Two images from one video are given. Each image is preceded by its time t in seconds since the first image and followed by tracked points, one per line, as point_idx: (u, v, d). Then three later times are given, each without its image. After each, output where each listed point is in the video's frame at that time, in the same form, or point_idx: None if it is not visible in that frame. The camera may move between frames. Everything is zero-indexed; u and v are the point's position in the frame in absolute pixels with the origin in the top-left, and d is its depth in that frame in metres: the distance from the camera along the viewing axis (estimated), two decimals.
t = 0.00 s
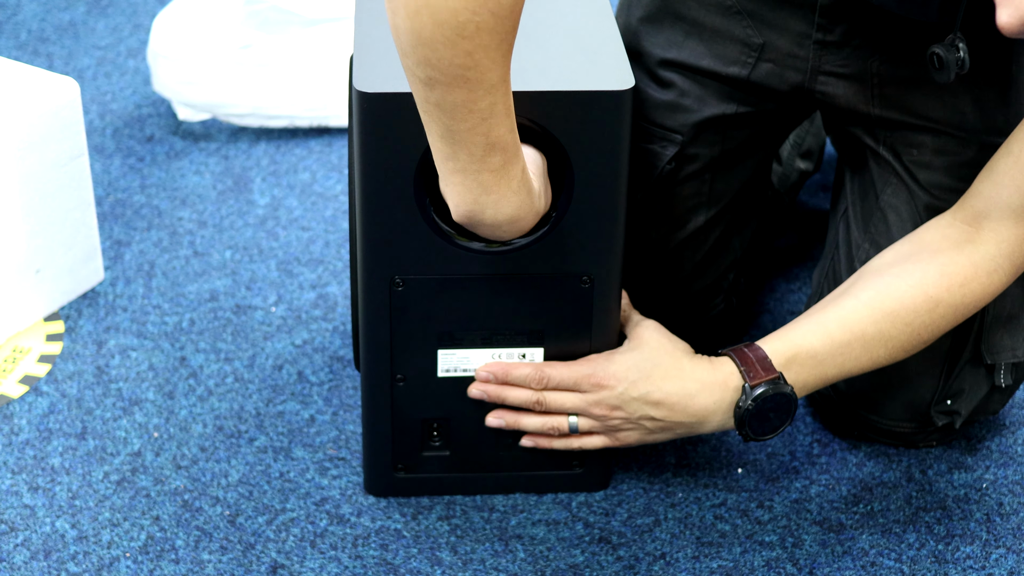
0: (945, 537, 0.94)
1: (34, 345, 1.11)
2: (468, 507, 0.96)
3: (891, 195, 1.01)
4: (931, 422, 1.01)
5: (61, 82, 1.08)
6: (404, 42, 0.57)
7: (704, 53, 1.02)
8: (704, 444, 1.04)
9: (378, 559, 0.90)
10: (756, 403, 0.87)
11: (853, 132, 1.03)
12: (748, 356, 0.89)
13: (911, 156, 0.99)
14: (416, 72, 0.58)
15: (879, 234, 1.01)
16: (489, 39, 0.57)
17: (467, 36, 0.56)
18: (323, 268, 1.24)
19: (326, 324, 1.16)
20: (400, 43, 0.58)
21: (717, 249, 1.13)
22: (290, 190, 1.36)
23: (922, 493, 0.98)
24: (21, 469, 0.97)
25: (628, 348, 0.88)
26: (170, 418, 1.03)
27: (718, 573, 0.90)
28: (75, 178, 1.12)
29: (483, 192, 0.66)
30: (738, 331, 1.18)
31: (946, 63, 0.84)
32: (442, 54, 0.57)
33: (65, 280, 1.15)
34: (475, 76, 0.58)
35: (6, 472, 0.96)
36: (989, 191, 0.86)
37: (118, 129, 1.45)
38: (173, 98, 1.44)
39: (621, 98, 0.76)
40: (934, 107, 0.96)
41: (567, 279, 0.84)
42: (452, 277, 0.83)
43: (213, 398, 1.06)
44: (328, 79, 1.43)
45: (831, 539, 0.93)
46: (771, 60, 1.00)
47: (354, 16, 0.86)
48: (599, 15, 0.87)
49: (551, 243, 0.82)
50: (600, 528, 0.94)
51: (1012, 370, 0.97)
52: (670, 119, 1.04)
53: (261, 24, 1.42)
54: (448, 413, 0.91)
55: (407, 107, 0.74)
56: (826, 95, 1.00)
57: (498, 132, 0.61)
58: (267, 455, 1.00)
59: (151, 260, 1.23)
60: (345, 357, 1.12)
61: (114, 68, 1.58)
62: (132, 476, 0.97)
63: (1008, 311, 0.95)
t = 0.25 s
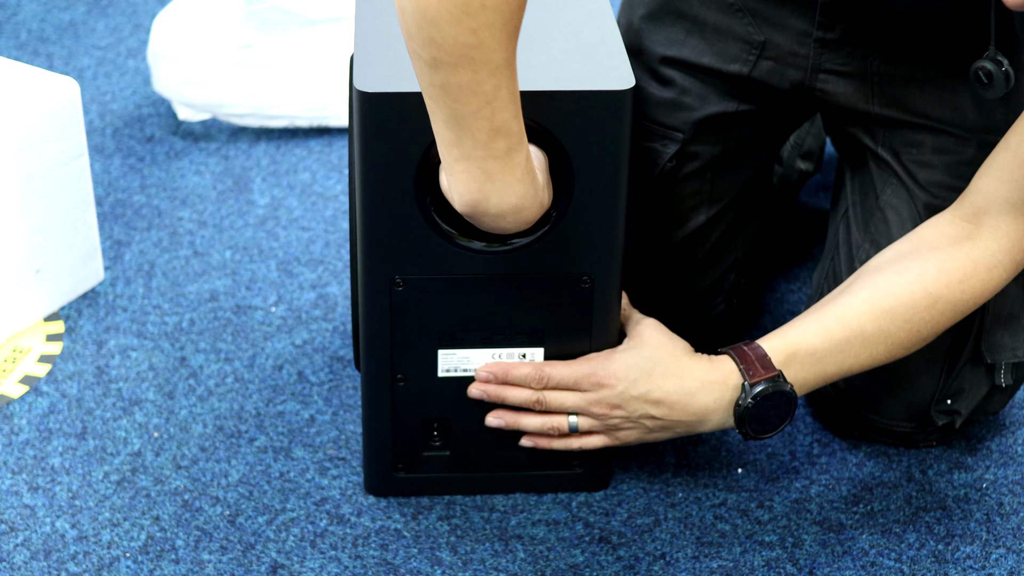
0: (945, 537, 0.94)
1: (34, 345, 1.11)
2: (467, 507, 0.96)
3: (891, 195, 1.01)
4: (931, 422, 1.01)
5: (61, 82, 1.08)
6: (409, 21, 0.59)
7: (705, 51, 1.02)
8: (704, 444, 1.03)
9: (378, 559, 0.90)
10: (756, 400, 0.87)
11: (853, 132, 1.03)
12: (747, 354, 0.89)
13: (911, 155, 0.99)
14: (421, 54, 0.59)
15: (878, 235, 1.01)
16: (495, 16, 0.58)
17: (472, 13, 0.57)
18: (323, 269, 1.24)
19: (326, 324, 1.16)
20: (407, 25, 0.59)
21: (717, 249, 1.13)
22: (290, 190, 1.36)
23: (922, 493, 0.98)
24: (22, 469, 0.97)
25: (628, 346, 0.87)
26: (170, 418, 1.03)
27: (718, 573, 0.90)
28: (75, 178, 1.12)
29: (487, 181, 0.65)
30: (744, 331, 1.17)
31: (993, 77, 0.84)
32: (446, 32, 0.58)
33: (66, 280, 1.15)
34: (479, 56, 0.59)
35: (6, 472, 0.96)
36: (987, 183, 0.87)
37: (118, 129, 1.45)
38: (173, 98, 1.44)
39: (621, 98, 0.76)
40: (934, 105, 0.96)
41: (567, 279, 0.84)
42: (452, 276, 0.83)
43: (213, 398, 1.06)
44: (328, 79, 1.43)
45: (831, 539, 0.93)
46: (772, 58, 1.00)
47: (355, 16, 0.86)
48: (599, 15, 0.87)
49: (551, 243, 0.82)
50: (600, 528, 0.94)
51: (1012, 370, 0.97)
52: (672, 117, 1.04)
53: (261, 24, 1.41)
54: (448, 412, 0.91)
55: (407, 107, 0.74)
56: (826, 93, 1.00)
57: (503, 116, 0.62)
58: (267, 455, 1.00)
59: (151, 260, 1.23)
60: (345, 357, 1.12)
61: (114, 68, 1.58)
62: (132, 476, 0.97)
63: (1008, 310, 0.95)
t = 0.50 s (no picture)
0: (945, 536, 0.94)
1: (34, 345, 1.11)
2: (467, 507, 0.96)
3: (891, 193, 1.00)
4: (929, 419, 1.01)
5: (61, 82, 1.08)
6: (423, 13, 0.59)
7: (712, 47, 1.05)
8: (704, 444, 1.03)
9: (378, 559, 0.90)
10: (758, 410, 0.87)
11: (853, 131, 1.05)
12: (747, 363, 0.89)
13: (912, 152, 0.99)
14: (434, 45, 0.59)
15: (876, 231, 1.00)
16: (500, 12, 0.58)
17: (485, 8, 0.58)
18: (323, 269, 1.24)
19: (326, 324, 1.16)
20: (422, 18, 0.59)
21: (721, 250, 1.12)
22: (290, 190, 1.36)
23: (922, 493, 0.98)
24: (22, 469, 0.97)
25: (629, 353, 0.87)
26: (170, 418, 1.03)
27: (718, 573, 0.90)
28: (75, 178, 1.12)
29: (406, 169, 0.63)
30: (736, 338, 1.16)
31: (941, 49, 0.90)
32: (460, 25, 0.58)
33: (66, 280, 1.15)
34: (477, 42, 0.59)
35: (6, 472, 0.96)
36: (981, 180, 0.86)
37: (118, 129, 1.45)
38: (173, 98, 1.44)
39: (622, 99, 0.76)
40: (935, 102, 0.98)
41: (567, 279, 0.84)
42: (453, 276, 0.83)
43: (213, 398, 1.06)
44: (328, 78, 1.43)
45: (831, 539, 0.93)
46: (778, 54, 1.03)
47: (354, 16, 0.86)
48: (598, 15, 0.87)
49: (550, 243, 0.82)
50: (600, 528, 0.94)
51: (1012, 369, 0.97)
52: (677, 112, 1.06)
53: (261, 24, 1.44)
54: (448, 412, 0.91)
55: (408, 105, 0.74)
56: (829, 90, 1.03)
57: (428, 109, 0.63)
58: (267, 455, 1.00)
59: (151, 260, 1.23)
60: (345, 357, 1.12)
61: (114, 68, 1.58)
62: (132, 476, 0.97)
63: (1008, 309, 0.95)
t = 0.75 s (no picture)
0: (945, 537, 0.94)
1: (34, 345, 1.11)
2: (467, 507, 0.96)
3: (886, 188, 1.00)
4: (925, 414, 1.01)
5: (61, 82, 1.09)
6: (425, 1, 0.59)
7: (713, 44, 1.05)
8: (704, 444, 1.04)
9: (378, 559, 0.90)
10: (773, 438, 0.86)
11: (852, 128, 1.04)
12: (760, 387, 0.87)
13: (909, 148, 0.99)
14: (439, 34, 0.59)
15: (874, 230, 1.00)
16: None
17: None
18: (323, 269, 1.24)
19: (326, 324, 1.16)
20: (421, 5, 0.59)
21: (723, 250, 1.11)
22: (290, 190, 1.36)
23: (922, 493, 0.98)
24: (22, 469, 0.97)
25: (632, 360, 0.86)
26: (170, 418, 1.03)
27: (718, 573, 0.90)
28: (75, 178, 1.12)
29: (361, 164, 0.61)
30: (733, 340, 1.16)
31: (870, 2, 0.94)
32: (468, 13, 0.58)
33: (66, 280, 1.15)
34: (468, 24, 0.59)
35: (6, 472, 0.96)
36: (968, 174, 0.87)
37: (118, 129, 1.45)
38: (173, 98, 1.44)
39: (622, 98, 0.76)
40: (933, 97, 0.98)
41: (567, 279, 0.84)
42: (452, 275, 0.83)
43: (213, 398, 1.06)
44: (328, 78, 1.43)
45: (831, 539, 0.93)
46: (778, 51, 1.03)
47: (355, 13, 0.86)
48: (599, 15, 0.87)
49: (551, 243, 0.82)
50: (600, 528, 0.94)
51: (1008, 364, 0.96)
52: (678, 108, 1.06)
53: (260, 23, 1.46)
54: (448, 413, 0.91)
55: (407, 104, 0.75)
56: (829, 87, 1.03)
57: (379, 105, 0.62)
58: (267, 455, 1.00)
59: (151, 260, 1.23)
60: (345, 357, 1.12)
61: (114, 68, 1.58)
62: (132, 476, 0.97)
63: (1004, 303, 0.94)
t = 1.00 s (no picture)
0: (945, 537, 0.94)
1: (34, 345, 1.11)
2: (468, 507, 0.96)
3: (874, 191, 1.03)
4: (921, 415, 1.01)
5: (61, 82, 1.08)
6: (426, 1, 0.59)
7: (703, 43, 1.06)
8: (704, 444, 1.04)
9: (379, 559, 0.90)
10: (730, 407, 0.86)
11: (842, 129, 1.05)
12: (722, 356, 0.86)
13: (897, 149, 1.01)
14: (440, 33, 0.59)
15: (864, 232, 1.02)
16: None
17: None
18: (323, 269, 1.24)
19: (326, 324, 1.16)
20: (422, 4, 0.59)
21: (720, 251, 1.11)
22: (290, 190, 1.36)
23: (922, 493, 0.98)
24: (21, 469, 0.97)
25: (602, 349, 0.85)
26: (170, 418, 1.03)
27: (718, 573, 0.90)
28: (75, 179, 1.12)
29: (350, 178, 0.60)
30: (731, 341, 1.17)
31: None
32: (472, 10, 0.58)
33: (66, 280, 1.15)
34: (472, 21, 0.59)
35: (6, 472, 0.96)
36: (937, 158, 0.83)
37: (118, 129, 1.45)
38: (173, 98, 1.44)
39: (621, 98, 0.76)
40: (921, 96, 0.98)
41: (567, 279, 0.84)
42: (451, 276, 0.83)
43: (213, 399, 1.06)
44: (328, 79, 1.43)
45: (831, 539, 0.93)
46: (767, 49, 1.03)
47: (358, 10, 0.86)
48: (601, 15, 0.87)
49: (550, 243, 0.82)
50: (601, 528, 0.94)
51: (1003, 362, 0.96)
52: (670, 107, 1.06)
53: (261, 24, 1.46)
54: (448, 413, 0.91)
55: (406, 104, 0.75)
56: (816, 86, 1.03)
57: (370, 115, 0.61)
58: (267, 455, 1.00)
59: (151, 260, 1.23)
60: (345, 357, 1.12)
61: (114, 68, 1.58)
62: (132, 476, 0.97)
63: (997, 301, 0.95)
